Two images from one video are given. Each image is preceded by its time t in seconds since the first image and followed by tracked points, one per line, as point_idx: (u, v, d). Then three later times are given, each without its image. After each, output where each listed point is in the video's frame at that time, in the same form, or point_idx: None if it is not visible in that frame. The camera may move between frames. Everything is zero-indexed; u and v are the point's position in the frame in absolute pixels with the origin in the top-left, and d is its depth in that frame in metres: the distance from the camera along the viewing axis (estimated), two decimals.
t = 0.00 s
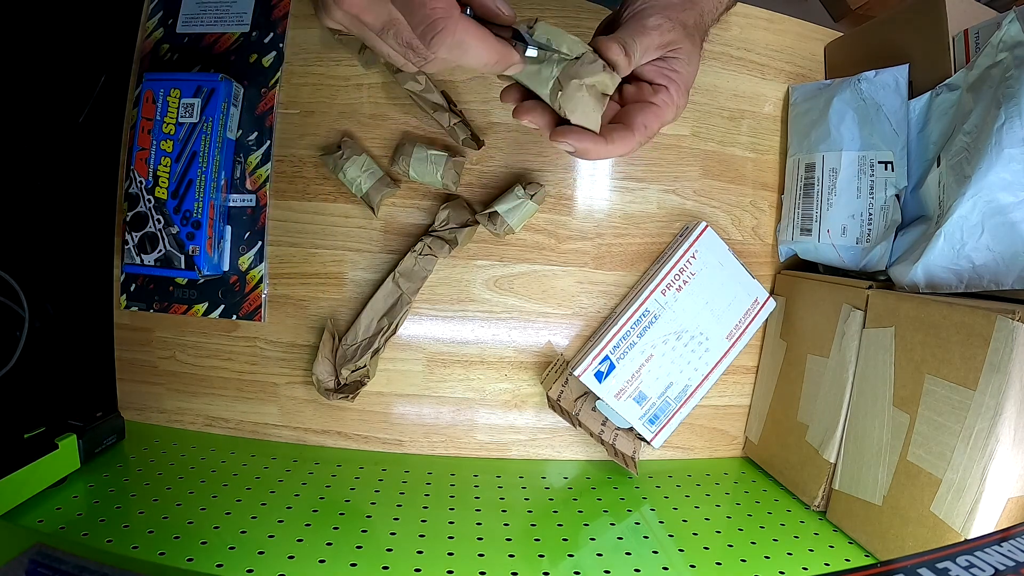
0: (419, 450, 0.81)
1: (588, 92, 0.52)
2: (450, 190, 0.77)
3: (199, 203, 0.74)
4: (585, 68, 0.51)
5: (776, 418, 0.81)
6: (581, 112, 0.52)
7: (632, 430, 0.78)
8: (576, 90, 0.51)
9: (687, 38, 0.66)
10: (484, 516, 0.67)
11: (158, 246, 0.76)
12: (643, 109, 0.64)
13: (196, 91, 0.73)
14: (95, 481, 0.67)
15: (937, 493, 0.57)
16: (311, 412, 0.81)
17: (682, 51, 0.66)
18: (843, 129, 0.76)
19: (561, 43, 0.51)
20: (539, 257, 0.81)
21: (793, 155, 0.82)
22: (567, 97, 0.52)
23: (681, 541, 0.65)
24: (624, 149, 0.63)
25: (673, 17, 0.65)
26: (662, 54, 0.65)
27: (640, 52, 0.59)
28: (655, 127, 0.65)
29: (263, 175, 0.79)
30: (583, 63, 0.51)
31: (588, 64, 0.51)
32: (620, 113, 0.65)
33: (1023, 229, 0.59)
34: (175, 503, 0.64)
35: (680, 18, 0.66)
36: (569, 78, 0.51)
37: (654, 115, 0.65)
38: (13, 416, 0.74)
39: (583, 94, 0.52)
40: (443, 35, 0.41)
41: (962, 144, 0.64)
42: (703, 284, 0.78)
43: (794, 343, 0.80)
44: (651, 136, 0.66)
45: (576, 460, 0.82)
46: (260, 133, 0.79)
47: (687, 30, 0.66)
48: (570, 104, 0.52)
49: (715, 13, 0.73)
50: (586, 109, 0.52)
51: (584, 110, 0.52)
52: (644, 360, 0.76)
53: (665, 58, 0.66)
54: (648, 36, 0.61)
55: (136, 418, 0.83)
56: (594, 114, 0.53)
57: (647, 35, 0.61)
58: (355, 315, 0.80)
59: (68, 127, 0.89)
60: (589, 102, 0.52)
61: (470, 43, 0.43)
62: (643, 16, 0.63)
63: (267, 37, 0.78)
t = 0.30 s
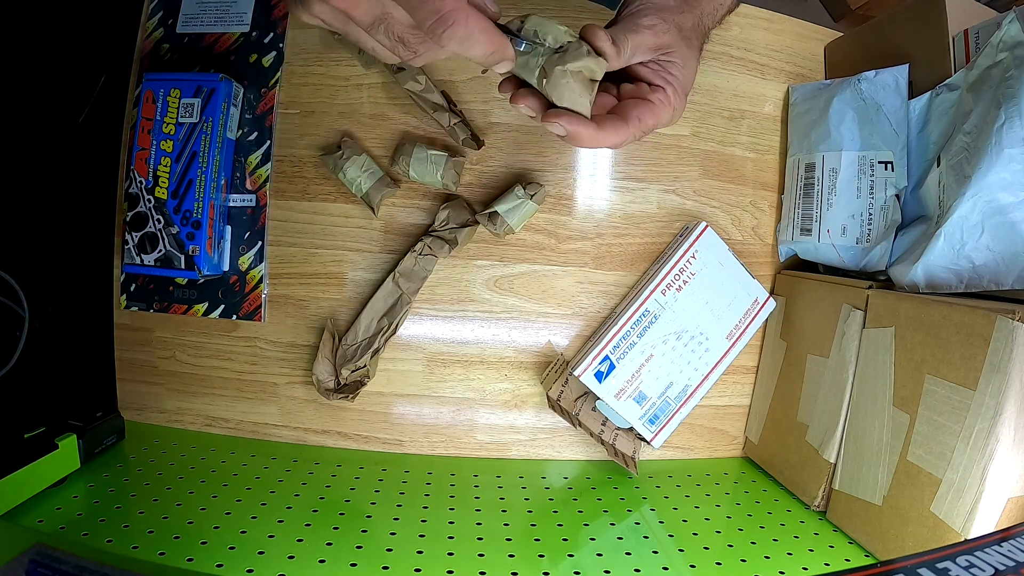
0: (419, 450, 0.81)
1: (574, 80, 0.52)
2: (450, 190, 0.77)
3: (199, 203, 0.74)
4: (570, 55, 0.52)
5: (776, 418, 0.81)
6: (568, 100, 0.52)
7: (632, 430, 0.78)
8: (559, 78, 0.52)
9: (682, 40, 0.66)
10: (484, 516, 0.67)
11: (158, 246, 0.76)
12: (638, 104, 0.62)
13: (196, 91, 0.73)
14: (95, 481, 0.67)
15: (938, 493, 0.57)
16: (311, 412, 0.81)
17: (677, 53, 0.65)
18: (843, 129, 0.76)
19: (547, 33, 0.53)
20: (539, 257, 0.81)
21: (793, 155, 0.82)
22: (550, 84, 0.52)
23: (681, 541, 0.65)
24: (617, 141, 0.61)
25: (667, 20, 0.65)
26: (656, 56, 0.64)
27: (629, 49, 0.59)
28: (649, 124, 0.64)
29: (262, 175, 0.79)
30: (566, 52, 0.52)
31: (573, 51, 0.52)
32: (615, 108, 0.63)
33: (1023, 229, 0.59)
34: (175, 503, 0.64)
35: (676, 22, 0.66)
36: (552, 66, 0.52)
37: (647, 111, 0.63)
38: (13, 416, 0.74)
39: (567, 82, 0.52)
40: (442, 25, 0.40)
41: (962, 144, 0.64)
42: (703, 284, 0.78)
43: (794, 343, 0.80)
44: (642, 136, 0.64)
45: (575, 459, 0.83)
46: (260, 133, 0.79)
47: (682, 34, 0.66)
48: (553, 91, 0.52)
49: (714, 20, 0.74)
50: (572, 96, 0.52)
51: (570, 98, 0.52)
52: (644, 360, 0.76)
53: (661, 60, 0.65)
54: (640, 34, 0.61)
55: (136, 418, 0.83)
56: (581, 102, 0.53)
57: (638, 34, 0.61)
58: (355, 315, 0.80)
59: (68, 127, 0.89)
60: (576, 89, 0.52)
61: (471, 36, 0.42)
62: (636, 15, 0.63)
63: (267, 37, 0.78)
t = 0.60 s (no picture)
0: (419, 450, 0.81)
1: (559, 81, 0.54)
2: (450, 190, 0.77)
3: (198, 203, 0.74)
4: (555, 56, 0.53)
5: (777, 418, 0.81)
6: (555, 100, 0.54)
7: (631, 430, 0.78)
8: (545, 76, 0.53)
9: (666, 39, 0.67)
10: (484, 516, 0.67)
11: (158, 246, 0.75)
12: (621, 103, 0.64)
13: (196, 91, 0.73)
14: (95, 481, 0.67)
15: (937, 493, 0.57)
16: (311, 412, 0.81)
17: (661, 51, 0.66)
18: (843, 129, 0.76)
19: (534, 31, 0.53)
20: (539, 257, 0.81)
21: (793, 155, 0.82)
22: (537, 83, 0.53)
23: (681, 541, 0.65)
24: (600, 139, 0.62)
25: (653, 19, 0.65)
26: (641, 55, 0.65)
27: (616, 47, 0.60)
28: (632, 121, 0.65)
29: (262, 175, 0.79)
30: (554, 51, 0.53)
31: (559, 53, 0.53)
32: (599, 104, 0.64)
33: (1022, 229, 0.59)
34: (175, 503, 0.64)
35: (661, 19, 0.67)
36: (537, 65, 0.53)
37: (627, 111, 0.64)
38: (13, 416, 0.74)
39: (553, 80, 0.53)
40: (423, 14, 0.44)
41: (962, 144, 0.64)
42: (703, 284, 0.78)
43: (794, 343, 0.80)
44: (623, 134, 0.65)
45: (576, 460, 0.83)
46: (260, 133, 0.79)
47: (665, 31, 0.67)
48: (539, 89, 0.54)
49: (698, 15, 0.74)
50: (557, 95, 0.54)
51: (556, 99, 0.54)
52: (644, 360, 0.76)
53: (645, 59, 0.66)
54: (626, 32, 0.62)
55: (137, 418, 0.83)
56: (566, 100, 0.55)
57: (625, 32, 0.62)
58: (354, 315, 0.80)
59: (68, 127, 0.89)
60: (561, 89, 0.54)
61: (450, 23, 0.46)
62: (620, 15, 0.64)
63: (267, 37, 0.78)
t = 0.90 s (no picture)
0: (419, 450, 0.81)
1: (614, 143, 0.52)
2: (450, 190, 0.77)
3: (199, 203, 0.74)
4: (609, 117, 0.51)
5: (776, 418, 0.81)
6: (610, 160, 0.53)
7: (632, 429, 0.78)
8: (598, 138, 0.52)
9: (706, 71, 0.67)
10: (484, 516, 0.67)
11: (158, 246, 0.75)
12: (664, 150, 0.66)
13: (196, 91, 0.73)
14: (95, 481, 0.67)
15: (937, 493, 0.57)
16: (311, 412, 0.81)
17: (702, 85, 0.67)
18: (843, 129, 0.76)
19: (583, 86, 0.50)
20: (539, 257, 0.81)
21: (793, 155, 0.82)
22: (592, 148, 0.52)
23: (681, 541, 0.65)
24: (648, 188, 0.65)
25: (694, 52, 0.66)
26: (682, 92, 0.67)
27: (659, 86, 0.60)
28: (676, 165, 0.67)
29: (262, 175, 0.79)
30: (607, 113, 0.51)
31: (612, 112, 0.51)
32: (642, 153, 0.66)
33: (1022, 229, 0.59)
34: (175, 503, 0.64)
35: (699, 50, 0.67)
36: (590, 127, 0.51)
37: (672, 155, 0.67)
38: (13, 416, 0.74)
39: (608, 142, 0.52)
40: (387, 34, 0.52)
41: (962, 144, 0.64)
42: (703, 284, 0.78)
43: (794, 343, 0.80)
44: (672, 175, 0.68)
45: (576, 460, 0.82)
46: (260, 133, 0.79)
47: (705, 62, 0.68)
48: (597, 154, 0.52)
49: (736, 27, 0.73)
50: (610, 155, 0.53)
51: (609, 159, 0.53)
52: (644, 360, 0.76)
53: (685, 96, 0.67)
54: (667, 70, 0.62)
55: (136, 418, 0.82)
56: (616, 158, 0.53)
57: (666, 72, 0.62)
58: (355, 315, 0.80)
59: (68, 127, 0.89)
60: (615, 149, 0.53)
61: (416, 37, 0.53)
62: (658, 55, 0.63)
63: (267, 37, 0.78)
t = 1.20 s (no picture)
0: (419, 450, 0.81)
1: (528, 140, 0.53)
2: (450, 190, 0.77)
3: (198, 203, 0.74)
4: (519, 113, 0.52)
5: (776, 418, 0.81)
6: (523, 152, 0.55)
7: (631, 430, 0.78)
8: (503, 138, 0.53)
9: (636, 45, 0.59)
10: (484, 516, 0.67)
11: (158, 246, 0.75)
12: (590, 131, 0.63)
13: (196, 91, 0.73)
14: (95, 481, 0.67)
15: (937, 493, 0.57)
16: (311, 412, 0.81)
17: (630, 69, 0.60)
18: (843, 129, 0.76)
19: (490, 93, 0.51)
20: (539, 257, 0.81)
21: (793, 155, 0.82)
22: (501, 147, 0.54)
23: (681, 541, 0.65)
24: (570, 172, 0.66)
25: (627, 27, 0.58)
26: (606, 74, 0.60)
27: (566, 77, 0.54)
28: (603, 146, 0.64)
29: (262, 175, 0.79)
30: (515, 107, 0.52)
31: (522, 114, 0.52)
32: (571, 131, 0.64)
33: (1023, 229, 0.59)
34: (175, 503, 0.64)
35: (626, 24, 0.58)
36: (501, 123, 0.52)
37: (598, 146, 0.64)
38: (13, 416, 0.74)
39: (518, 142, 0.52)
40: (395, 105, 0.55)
41: (962, 144, 0.64)
42: (703, 284, 0.78)
43: (794, 343, 0.80)
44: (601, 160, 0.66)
45: (575, 460, 0.83)
46: (260, 133, 0.79)
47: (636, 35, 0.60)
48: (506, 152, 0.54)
49: None
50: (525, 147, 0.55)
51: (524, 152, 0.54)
52: (644, 360, 0.76)
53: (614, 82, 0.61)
54: (583, 57, 0.55)
55: (136, 418, 0.82)
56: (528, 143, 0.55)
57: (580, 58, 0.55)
58: (354, 315, 0.80)
59: (68, 127, 0.89)
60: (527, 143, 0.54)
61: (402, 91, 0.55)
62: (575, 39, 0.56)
63: (267, 37, 0.78)
